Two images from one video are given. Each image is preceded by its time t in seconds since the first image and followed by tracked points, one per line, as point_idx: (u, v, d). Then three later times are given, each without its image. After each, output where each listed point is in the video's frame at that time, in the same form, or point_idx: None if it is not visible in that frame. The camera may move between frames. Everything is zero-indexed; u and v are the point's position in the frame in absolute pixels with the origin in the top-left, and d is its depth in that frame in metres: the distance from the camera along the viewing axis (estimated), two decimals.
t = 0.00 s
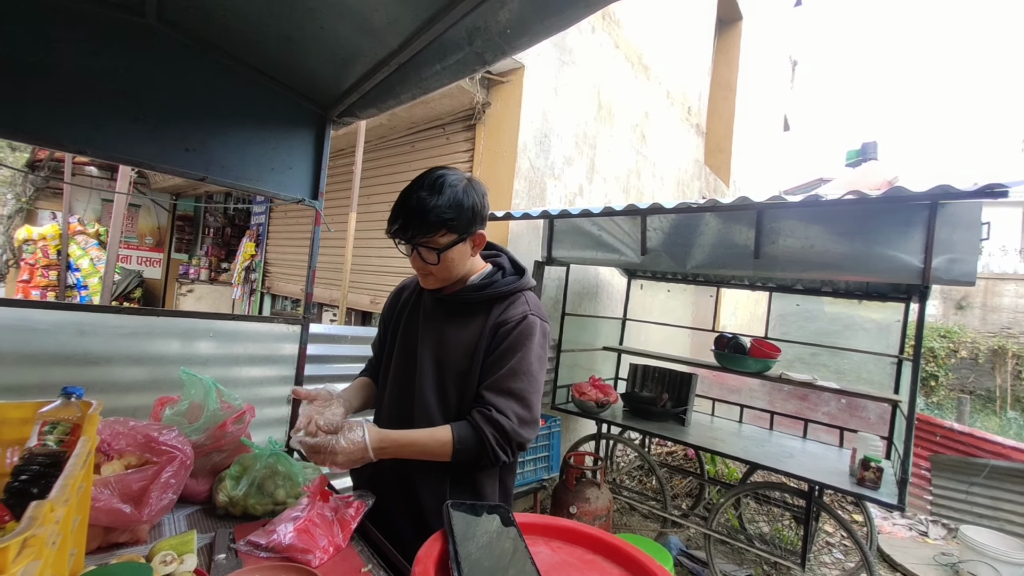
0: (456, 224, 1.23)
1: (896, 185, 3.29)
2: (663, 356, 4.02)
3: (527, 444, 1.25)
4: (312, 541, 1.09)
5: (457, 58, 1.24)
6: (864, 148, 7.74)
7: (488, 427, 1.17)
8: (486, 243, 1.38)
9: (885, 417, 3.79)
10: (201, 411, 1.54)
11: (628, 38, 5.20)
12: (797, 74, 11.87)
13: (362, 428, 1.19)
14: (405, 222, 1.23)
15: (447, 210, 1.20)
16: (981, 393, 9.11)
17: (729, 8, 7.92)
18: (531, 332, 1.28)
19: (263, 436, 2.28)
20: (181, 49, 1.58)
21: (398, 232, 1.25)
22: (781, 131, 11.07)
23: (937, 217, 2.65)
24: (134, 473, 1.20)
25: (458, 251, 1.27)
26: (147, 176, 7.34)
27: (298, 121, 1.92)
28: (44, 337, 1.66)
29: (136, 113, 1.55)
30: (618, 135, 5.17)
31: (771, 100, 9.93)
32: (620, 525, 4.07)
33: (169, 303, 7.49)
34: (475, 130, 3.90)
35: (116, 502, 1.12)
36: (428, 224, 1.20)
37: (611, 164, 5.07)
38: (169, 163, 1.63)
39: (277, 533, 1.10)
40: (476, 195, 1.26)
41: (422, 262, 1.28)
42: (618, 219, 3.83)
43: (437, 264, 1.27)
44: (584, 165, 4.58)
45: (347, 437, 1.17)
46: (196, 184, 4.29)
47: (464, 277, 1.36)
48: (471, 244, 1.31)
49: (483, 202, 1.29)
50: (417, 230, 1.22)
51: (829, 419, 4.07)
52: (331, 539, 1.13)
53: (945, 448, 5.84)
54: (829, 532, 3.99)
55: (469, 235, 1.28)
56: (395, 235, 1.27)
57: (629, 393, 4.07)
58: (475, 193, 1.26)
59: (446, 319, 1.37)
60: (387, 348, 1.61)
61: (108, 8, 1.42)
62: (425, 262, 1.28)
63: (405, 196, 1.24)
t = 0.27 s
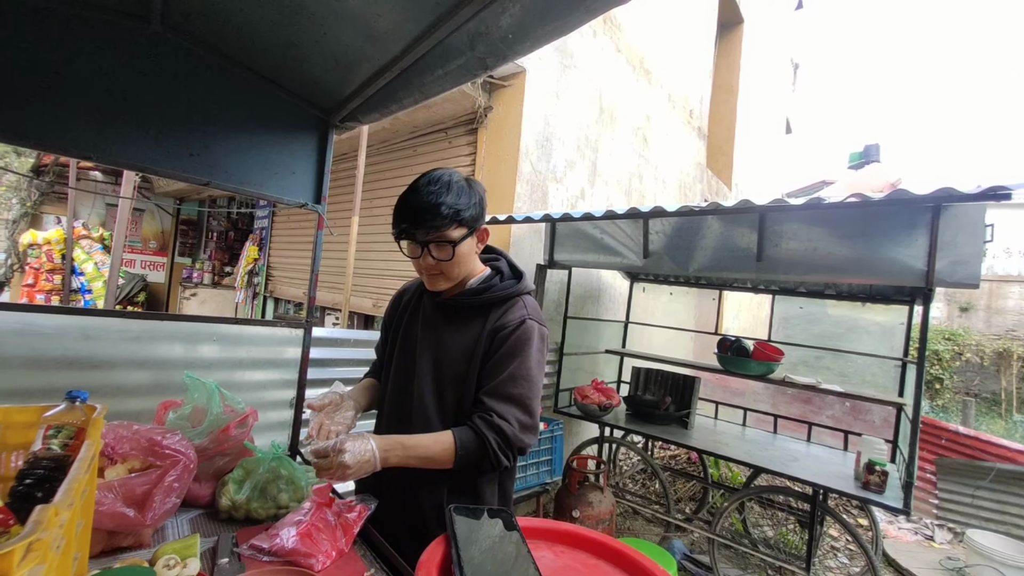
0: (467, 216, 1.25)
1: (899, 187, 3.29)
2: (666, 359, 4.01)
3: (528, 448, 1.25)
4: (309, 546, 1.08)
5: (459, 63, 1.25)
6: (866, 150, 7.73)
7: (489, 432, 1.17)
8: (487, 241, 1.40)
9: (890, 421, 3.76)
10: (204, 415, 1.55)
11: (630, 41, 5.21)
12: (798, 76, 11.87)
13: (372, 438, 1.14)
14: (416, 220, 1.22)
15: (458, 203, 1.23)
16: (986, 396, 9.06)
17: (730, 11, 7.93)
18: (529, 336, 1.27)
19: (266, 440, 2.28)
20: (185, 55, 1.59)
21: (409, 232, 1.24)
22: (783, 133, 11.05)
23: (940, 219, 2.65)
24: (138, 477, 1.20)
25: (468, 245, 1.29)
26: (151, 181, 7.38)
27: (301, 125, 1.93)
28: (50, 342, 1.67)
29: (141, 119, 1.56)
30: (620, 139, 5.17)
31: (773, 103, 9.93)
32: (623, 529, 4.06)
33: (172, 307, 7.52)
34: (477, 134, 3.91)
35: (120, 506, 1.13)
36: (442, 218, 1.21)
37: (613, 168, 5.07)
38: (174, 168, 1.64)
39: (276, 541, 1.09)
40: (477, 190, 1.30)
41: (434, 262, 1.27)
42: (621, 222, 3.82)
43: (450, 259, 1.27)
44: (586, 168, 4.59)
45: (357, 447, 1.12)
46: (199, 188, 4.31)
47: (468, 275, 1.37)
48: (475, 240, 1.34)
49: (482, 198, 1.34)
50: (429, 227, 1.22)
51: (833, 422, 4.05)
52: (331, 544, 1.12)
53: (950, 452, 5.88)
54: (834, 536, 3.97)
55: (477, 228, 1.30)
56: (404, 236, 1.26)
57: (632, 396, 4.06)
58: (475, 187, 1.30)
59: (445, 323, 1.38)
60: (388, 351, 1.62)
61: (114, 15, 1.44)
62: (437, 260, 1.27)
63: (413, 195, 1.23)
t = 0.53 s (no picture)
0: (483, 209, 1.27)
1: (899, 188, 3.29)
2: (666, 361, 4.01)
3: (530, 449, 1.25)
4: (309, 549, 1.08)
5: (459, 66, 1.25)
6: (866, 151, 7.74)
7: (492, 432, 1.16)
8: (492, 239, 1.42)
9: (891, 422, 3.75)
10: (204, 418, 1.55)
11: (629, 43, 5.23)
12: (798, 77, 11.88)
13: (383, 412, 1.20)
14: (436, 214, 1.21)
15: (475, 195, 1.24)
16: (987, 396, 9.05)
17: (729, 13, 7.95)
18: (531, 336, 1.27)
19: (266, 443, 2.28)
20: (185, 59, 1.59)
21: (429, 226, 1.23)
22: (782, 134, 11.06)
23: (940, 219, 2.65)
24: (137, 481, 1.20)
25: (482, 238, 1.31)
26: (151, 184, 7.39)
27: (300, 129, 1.93)
28: (49, 345, 1.67)
29: (141, 123, 1.57)
30: (619, 140, 5.18)
31: (773, 104, 9.95)
32: (623, 531, 4.05)
33: (172, 309, 7.52)
34: (477, 136, 3.92)
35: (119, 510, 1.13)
36: (462, 210, 1.22)
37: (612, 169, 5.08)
38: (174, 172, 1.64)
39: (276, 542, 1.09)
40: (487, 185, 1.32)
41: (452, 256, 1.26)
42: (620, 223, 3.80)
43: (469, 253, 1.27)
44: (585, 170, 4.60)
45: (369, 418, 1.17)
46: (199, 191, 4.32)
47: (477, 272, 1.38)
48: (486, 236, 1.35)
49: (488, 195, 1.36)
50: (449, 219, 1.22)
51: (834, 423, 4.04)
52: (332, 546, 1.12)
53: (951, 453, 5.84)
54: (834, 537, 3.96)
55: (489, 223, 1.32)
56: (423, 232, 1.24)
57: (632, 398, 4.06)
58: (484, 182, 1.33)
59: (445, 324, 1.38)
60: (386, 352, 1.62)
61: (115, 21, 1.44)
62: (455, 255, 1.26)
63: (430, 190, 1.22)
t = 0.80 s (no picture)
0: (470, 218, 1.24)
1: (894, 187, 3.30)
2: (663, 359, 4.02)
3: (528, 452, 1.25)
4: (307, 548, 1.08)
5: (455, 64, 1.25)
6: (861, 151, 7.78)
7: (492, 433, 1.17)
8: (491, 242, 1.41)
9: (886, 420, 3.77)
10: (200, 418, 1.54)
11: (626, 42, 5.23)
12: (794, 77, 11.93)
13: (377, 440, 1.16)
14: (419, 220, 1.21)
15: (461, 205, 1.21)
16: (981, 394, 9.12)
17: (726, 13, 7.97)
18: (534, 339, 1.28)
19: (262, 443, 2.27)
20: (180, 57, 1.58)
21: (411, 231, 1.23)
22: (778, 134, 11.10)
23: (935, 219, 2.65)
24: (133, 481, 1.19)
25: (471, 246, 1.28)
26: (146, 183, 7.36)
27: (297, 127, 1.92)
28: (43, 345, 1.66)
29: (136, 121, 1.56)
30: (616, 140, 5.19)
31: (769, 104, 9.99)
32: (621, 529, 4.06)
33: (168, 309, 7.49)
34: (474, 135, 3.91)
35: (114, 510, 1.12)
36: (444, 220, 1.20)
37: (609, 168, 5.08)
38: (169, 170, 1.63)
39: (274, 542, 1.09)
40: (484, 190, 1.28)
41: (435, 261, 1.27)
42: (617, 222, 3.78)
43: (451, 260, 1.26)
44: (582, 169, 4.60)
45: (364, 448, 1.13)
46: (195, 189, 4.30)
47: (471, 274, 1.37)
48: (480, 240, 1.33)
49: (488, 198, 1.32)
50: (431, 227, 1.21)
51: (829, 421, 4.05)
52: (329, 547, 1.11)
53: (945, 450, 5.86)
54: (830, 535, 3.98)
55: (480, 230, 1.29)
56: (406, 234, 1.26)
57: (629, 396, 4.07)
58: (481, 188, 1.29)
59: (447, 323, 1.38)
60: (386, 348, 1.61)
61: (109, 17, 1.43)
62: (439, 260, 1.27)
63: (416, 194, 1.22)
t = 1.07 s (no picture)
0: (467, 215, 1.24)
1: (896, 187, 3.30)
2: (664, 360, 4.01)
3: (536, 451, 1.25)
4: (308, 546, 1.08)
5: (457, 63, 1.24)
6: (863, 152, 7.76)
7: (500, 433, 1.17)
8: (495, 240, 1.39)
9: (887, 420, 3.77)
10: (201, 416, 1.54)
11: (628, 42, 5.23)
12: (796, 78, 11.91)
13: (385, 445, 1.14)
14: (416, 217, 1.22)
15: (457, 201, 1.21)
16: (984, 395, 9.09)
17: (728, 12, 7.96)
18: (540, 337, 1.28)
19: (263, 442, 2.27)
20: (182, 56, 1.59)
21: (408, 229, 1.24)
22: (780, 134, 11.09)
23: (937, 219, 2.65)
24: (135, 479, 1.20)
25: (469, 244, 1.27)
26: (148, 182, 7.37)
27: (298, 126, 1.92)
28: (45, 343, 1.66)
29: (138, 119, 1.56)
30: (618, 139, 5.18)
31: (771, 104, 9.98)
32: (621, 529, 4.06)
33: (170, 308, 7.51)
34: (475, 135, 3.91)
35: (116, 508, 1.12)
36: (440, 216, 1.20)
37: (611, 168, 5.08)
38: (170, 168, 1.63)
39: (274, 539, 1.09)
40: (483, 187, 1.28)
41: (433, 259, 1.27)
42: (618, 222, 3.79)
43: (449, 258, 1.26)
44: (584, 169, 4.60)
45: (372, 454, 1.11)
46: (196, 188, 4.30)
47: (473, 273, 1.36)
48: (481, 238, 1.32)
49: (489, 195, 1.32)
50: (427, 224, 1.21)
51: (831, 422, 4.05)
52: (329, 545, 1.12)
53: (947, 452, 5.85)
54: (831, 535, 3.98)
55: (479, 228, 1.29)
56: (404, 231, 1.27)
57: (630, 396, 4.07)
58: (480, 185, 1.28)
59: (451, 322, 1.38)
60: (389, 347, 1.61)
61: (111, 16, 1.44)
62: (437, 258, 1.26)
63: (414, 191, 1.24)
